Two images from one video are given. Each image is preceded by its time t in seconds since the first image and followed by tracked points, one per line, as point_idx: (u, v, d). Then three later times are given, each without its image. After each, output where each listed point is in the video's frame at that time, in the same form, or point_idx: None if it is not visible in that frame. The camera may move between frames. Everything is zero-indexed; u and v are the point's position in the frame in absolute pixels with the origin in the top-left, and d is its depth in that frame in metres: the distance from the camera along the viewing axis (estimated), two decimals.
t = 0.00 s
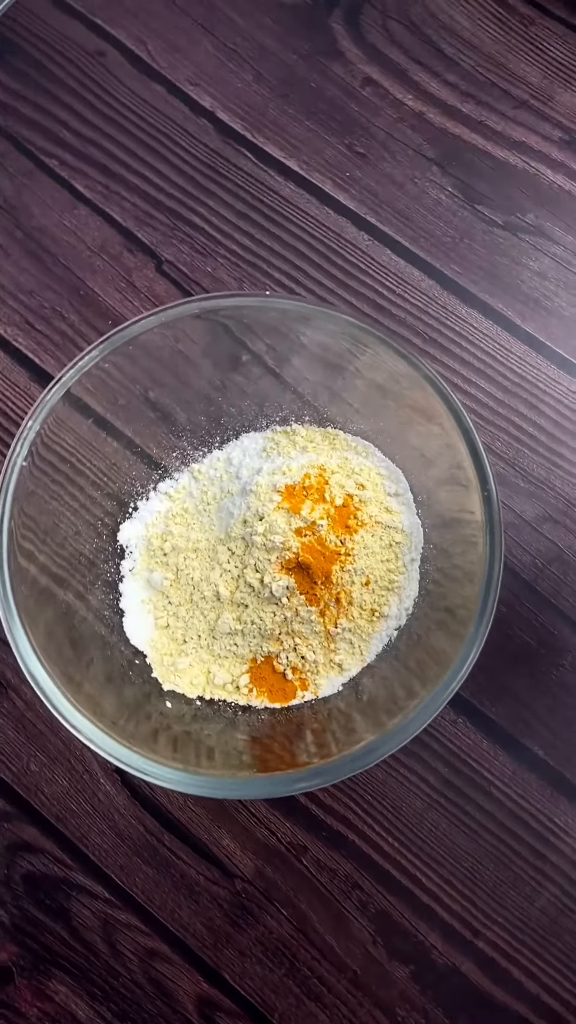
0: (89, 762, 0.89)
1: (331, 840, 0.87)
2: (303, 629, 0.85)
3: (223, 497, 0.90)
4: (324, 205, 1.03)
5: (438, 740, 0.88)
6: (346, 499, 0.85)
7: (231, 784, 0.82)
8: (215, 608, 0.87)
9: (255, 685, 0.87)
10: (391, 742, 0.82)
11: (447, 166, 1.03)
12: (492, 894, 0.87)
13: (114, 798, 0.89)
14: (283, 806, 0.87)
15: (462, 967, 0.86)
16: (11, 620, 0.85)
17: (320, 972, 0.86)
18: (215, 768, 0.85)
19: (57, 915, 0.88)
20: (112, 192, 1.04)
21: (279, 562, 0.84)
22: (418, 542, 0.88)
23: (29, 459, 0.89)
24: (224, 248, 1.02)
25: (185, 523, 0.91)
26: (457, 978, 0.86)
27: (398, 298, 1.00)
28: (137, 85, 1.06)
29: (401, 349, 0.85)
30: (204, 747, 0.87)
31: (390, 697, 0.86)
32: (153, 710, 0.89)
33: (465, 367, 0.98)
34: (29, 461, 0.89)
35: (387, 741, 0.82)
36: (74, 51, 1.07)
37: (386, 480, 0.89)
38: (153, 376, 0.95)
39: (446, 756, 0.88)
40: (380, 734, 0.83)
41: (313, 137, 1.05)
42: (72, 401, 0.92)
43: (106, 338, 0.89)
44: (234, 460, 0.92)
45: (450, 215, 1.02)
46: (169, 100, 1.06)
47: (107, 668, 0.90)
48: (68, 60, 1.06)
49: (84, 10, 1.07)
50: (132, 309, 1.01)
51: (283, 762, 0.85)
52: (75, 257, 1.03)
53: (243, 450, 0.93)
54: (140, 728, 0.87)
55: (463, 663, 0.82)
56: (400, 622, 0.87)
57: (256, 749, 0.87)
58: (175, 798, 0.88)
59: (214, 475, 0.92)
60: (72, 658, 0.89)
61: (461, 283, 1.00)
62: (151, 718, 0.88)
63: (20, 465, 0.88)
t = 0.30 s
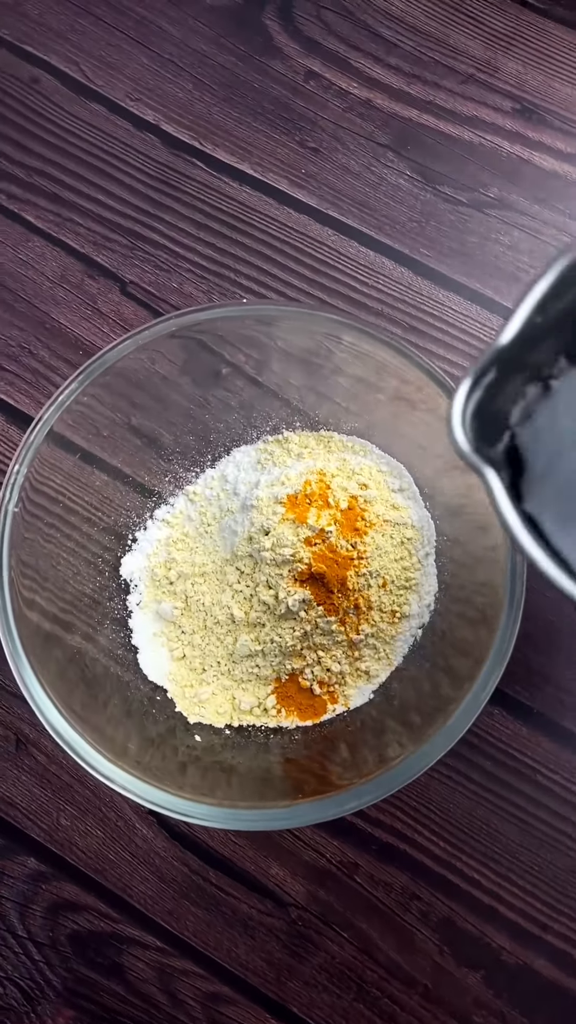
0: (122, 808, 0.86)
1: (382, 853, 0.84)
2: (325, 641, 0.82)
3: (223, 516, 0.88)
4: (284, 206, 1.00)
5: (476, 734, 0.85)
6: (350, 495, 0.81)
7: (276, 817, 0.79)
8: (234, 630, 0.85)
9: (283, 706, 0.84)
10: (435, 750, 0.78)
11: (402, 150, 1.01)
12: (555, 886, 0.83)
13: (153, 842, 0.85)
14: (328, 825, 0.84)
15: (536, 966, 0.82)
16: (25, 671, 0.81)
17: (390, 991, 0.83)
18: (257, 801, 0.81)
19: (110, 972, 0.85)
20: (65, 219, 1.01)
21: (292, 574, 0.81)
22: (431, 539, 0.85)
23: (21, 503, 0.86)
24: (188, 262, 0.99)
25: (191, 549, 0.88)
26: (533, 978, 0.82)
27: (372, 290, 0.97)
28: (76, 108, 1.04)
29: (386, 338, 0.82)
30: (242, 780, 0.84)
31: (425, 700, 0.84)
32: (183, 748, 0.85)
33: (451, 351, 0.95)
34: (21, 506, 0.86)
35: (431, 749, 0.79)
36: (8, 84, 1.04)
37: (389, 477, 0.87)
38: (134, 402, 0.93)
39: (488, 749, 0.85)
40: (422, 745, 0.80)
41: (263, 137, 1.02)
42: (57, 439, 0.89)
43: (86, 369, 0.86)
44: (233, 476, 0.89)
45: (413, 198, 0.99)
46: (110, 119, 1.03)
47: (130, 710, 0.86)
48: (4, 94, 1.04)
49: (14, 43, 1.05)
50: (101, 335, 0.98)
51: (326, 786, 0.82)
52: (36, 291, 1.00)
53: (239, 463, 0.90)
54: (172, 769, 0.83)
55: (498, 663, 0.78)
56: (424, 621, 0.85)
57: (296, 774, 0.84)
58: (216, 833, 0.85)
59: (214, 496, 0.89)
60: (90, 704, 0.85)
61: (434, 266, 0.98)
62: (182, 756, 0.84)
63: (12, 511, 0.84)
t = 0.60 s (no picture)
0: (162, 832, 0.81)
1: (440, 855, 0.80)
2: (362, 636, 0.77)
3: (242, 515, 0.83)
4: (274, 188, 0.96)
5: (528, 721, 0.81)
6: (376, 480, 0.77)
7: (329, 828, 0.74)
8: (264, 634, 0.80)
9: (323, 709, 0.80)
10: (492, 747, 0.74)
11: (392, 121, 0.97)
12: None
13: (197, 865, 0.81)
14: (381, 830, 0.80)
15: None
16: (49, 693, 0.76)
17: (461, 999, 0.79)
18: (305, 814, 0.76)
19: (163, 1006, 0.80)
20: (46, 220, 0.96)
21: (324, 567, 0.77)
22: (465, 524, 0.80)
23: (30, 519, 0.81)
24: (179, 254, 0.95)
25: (211, 553, 0.84)
26: None
27: (374, 267, 0.93)
28: (48, 104, 0.99)
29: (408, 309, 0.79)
30: (286, 793, 0.79)
31: (471, 692, 0.80)
32: (221, 763, 0.80)
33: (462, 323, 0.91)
34: (30, 521, 0.81)
35: (489, 745, 0.74)
36: None
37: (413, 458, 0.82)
38: (136, 404, 0.88)
39: (542, 735, 0.80)
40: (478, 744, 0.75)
41: (245, 119, 0.98)
42: (60, 451, 0.84)
43: (86, 369, 0.82)
44: (249, 471, 0.85)
45: (408, 170, 0.96)
46: (84, 113, 0.99)
47: (161, 727, 0.82)
48: None
49: None
50: (95, 339, 0.93)
51: (377, 793, 0.77)
52: (22, 298, 0.95)
53: (254, 457, 0.86)
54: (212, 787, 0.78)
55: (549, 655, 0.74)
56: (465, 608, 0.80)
57: (343, 781, 0.79)
58: (263, 849, 0.80)
59: (230, 495, 0.85)
60: (118, 724, 0.80)
61: (436, 237, 0.94)
62: (221, 772, 0.80)
63: (22, 527, 0.79)
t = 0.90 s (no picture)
0: (192, 842, 0.77)
1: (484, 856, 0.76)
2: (397, 628, 0.74)
3: (265, 507, 0.80)
4: (283, 168, 0.92)
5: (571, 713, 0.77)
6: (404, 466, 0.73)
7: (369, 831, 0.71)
8: (293, 630, 0.77)
9: (357, 707, 0.76)
10: (542, 746, 0.70)
11: (402, 94, 0.94)
12: None
13: (229, 875, 0.77)
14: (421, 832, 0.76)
15: None
16: (73, 698, 0.72)
17: (512, 1005, 0.75)
18: (343, 818, 0.73)
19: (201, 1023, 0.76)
20: (47, 209, 0.93)
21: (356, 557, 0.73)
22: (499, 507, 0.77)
23: (47, 516, 0.77)
24: (186, 239, 0.91)
25: (234, 548, 0.80)
26: None
27: (389, 246, 0.90)
28: (44, 89, 0.95)
29: (433, 277, 0.74)
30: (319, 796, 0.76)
31: (511, 684, 0.76)
32: (253, 767, 0.77)
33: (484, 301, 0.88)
34: (46, 520, 0.77)
35: (537, 744, 0.70)
36: None
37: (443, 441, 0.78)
38: (148, 395, 0.84)
39: None
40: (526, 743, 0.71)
41: (250, 98, 0.94)
42: (72, 447, 0.80)
43: (98, 359, 0.78)
44: (271, 460, 0.81)
45: (421, 145, 0.92)
46: (82, 97, 0.95)
47: (188, 731, 0.78)
48: None
49: None
50: (103, 330, 0.90)
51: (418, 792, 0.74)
52: (25, 291, 0.91)
53: (275, 445, 0.82)
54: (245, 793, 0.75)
55: None
56: (503, 597, 0.76)
57: (380, 781, 0.76)
58: (299, 856, 0.77)
59: (251, 487, 0.81)
60: (144, 730, 0.76)
61: (453, 213, 0.90)
62: (253, 777, 0.76)
63: (39, 525, 0.75)
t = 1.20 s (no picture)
0: (188, 837, 0.77)
1: (480, 849, 0.76)
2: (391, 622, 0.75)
3: (259, 502, 0.80)
4: (275, 165, 0.92)
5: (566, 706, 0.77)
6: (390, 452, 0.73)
7: (367, 823, 0.70)
8: (288, 623, 0.77)
9: (352, 701, 0.76)
10: (536, 734, 0.70)
11: (394, 90, 0.94)
12: None
13: (226, 870, 0.77)
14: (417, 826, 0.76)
15: None
16: (67, 693, 0.71)
17: (510, 999, 0.75)
18: (339, 810, 0.73)
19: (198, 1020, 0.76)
20: (40, 207, 0.93)
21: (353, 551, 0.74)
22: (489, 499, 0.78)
23: (39, 511, 0.76)
24: (179, 236, 0.91)
25: (228, 543, 0.80)
26: None
27: (382, 241, 0.90)
28: (36, 87, 0.95)
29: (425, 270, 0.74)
30: (314, 790, 0.75)
31: (505, 676, 0.76)
32: (248, 762, 0.76)
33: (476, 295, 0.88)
34: (39, 515, 0.75)
35: (530, 735, 0.70)
36: None
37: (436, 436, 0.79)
38: (140, 391, 0.83)
39: None
40: (521, 733, 0.71)
41: (242, 95, 0.95)
42: (64, 443, 0.78)
43: (90, 353, 0.77)
44: (266, 456, 0.81)
45: (413, 140, 0.92)
46: (74, 95, 0.95)
47: (181, 726, 0.78)
48: None
49: None
50: (97, 328, 0.90)
51: (414, 784, 0.74)
52: (18, 289, 0.91)
53: (269, 439, 0.82)
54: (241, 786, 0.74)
55: None
56: (497, 589, 0.77)
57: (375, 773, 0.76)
58: (295, 850, 0.77)
59: (245, 481, 0.81)
60: (139, 725, 0.76)
61: (445, 208, 0.90)
62: (247, 771, 0.76)
63: (32, 520, 0.74)
